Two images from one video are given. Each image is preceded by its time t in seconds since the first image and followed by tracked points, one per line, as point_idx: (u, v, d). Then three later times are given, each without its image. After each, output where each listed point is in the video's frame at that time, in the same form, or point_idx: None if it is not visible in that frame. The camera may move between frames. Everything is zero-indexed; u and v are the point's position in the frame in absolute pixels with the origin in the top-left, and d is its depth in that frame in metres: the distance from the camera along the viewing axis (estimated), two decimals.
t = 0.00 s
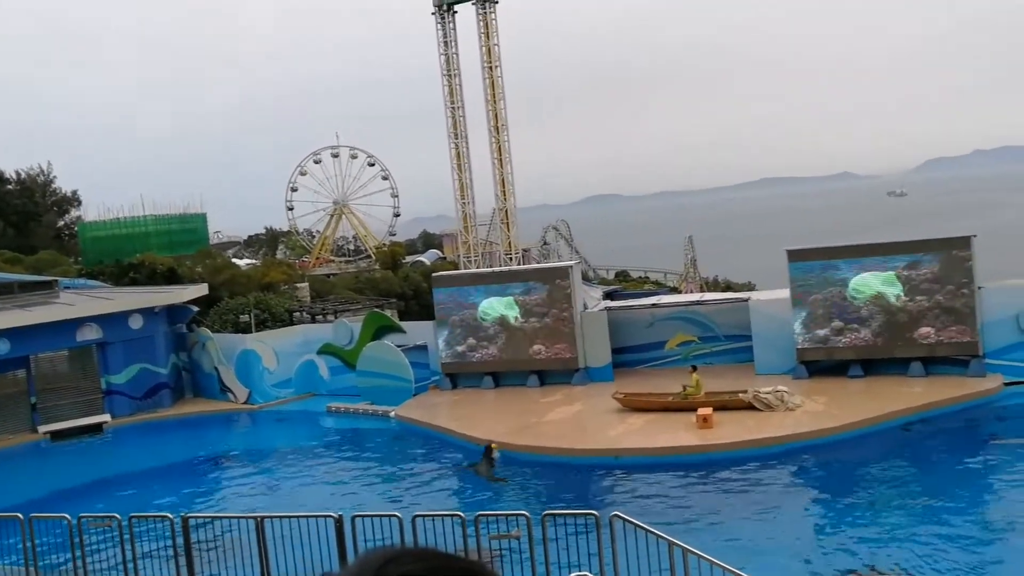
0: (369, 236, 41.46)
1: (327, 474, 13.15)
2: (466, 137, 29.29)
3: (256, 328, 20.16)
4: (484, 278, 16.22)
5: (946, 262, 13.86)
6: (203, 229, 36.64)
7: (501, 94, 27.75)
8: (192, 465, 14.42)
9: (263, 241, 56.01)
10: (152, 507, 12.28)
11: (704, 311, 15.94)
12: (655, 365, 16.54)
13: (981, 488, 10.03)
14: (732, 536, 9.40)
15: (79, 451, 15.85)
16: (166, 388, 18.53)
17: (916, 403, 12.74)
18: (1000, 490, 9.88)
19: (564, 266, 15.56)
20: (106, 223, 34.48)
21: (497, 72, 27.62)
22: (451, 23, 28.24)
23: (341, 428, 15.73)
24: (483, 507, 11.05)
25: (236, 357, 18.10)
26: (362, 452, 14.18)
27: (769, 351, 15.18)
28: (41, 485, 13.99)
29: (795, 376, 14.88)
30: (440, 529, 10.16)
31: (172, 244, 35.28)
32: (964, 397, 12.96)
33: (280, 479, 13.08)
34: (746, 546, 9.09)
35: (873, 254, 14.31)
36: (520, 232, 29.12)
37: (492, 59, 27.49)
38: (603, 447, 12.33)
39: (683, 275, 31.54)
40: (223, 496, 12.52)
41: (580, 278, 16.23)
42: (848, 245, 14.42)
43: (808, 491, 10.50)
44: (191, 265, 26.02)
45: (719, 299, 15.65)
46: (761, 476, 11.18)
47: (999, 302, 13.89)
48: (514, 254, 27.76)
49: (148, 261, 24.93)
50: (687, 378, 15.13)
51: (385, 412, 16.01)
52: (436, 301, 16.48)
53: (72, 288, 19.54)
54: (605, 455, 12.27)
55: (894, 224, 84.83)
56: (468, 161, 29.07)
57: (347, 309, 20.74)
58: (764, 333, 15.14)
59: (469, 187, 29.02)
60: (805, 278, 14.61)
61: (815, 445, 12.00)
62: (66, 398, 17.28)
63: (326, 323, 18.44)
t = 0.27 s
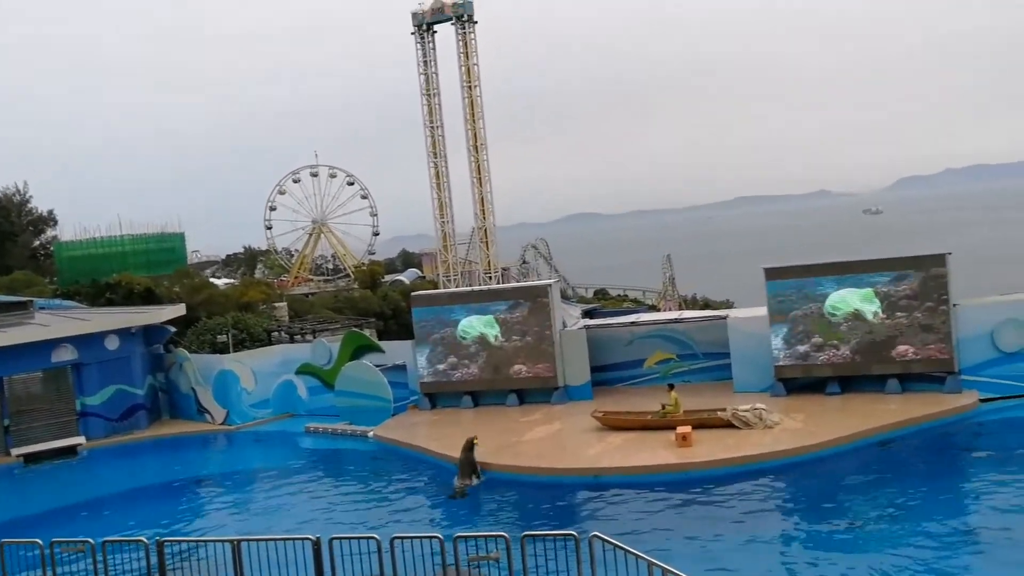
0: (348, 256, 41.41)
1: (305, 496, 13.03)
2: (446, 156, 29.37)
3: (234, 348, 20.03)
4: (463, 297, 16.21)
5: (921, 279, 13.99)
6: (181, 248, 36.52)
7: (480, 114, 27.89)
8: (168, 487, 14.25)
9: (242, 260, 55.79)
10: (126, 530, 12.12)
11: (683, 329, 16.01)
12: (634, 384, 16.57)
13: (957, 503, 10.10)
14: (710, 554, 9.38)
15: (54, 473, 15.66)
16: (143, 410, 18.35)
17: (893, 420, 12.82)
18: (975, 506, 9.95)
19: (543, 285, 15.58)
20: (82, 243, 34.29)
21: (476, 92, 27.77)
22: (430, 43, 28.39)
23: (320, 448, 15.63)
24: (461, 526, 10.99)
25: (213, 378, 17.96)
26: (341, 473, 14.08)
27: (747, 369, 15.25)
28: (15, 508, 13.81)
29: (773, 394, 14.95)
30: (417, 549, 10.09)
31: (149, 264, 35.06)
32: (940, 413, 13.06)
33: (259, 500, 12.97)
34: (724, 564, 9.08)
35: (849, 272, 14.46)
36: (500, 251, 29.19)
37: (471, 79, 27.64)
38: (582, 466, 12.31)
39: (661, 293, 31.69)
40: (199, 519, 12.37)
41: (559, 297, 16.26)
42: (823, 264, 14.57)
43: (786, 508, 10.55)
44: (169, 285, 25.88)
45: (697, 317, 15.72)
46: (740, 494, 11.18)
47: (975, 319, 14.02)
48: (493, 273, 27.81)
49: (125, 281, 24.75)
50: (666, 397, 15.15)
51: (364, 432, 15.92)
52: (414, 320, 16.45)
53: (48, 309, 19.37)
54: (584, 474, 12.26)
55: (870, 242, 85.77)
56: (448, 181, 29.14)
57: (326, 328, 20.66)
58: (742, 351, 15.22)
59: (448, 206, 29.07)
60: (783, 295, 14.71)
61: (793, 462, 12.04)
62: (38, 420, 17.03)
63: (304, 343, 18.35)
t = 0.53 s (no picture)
0: (336, 264, 41.32)
1: (293, 506, 12.94)
2: (432, 164, 29.36)
3: (221, 358, 19.93)
4: (451, 305, 16.19)
5: (908, 284, 14.06)
6: (167, 258, 36.36)
7: (467, 122, 27.90)
8: (155, 498, 14.13)
9: (229, 269, 55.55)
10: (112, 542, 11.99)
11: (671, 336, 16.01)
12: (622, 391, 16.56)
13: (944, 509, 10.12)
14: (701, 562, 9.34)
15: (40, 485, 15.52)
16: (129, 420, 18.21)
17: (880, 426, 12.85)
18: (962, 511, 9.97)
19: (531, 292, 15.57)
20: (68, 253, 34.09)
21: (463, 100, 27.81)
22: (416, 52, 28.41)
23: (308, 458, 15.54)
24: (450, 536, 10.92)
25: (200, 388, 17.85)
26: (329, 482, 14.00)
27: (735, 376, 15.26)
28: None
29: (761, 400, 14.97)
30: (407, 559, 10.02)
31: (136, 274, 34.90)
32: (928, 419, 13.10)
33: (246, 511, 12.88)
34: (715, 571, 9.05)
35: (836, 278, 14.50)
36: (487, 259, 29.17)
37: (458, 87, 27.67)
38: (571, 474, 12.27)
39: (649, 300, 31.75)
40: (186, 530, 12.26)
41: (547, 305, 16.25)
42: (810, 270, 14.63)
43: (774, 515, 10.54)
44: (155, 294, 25.75)
45: (685, 324, 15.73)
46: (730, 501, 11.16)
47: (961, 324, 14.08)
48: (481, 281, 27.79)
49: (111, 290, 24.61)
50: (655, 404, 15.15)
51: (352, 442, 15.84)
52: (402, 329, 16.43)
53: (33, 320, 19.22)
54: (573, 482, 12.21)
55: (857, 248, 86.23)
56: (435, 189, 29.13)
57: (313, 337, 20.60)
58: (730, 357, 15.23)
59: (436, 215, 29.05)
60: (771, 302, 14.74)
61: (781, 469, 12.04)
62: (23, 431, 16.87)
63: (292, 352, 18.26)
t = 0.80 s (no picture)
0: (348, 264, 41.42)
1: (307, 505, 12.98)
2: (445, 164, 29.39)
3: (234, 357, 20.02)
4: (464, 305, 16.20)
5: (922, 284, 13.99)
6: (182, 257, 36.59)
7: (479, 121, 27.91)
8: (170, 496, 14.21)
9: (242, 269, 55.78)
10: (127, 540, 12.07)
11: (684, 335, 15.98)
12: (635, 391, 16.54)
13: (959, 509, 10.06)
14: (715, 562, 9.31)
15: (57, 483, 15.65)
16: (144, 419, 18.32)
17: (895, 426, 12.79)
18: (978, 511, 9.91)
19: (544, 292, 15.57)
20: (83, 252, 34.33)
21: (475, 99, 27.82)
22: (428, 51, 28.44)
23: (321, 457, 15.59)
24: (464, 534, 10.94)
25: (214, 387, 17.94)
26: (342, 481, 14.05)
27: (748, 376, 15.22)
28: (17, 518, 13.79)
29: (775, 400, 14.92)
30: (420, 559, 10.04)
31: (150, 273, 35.11)
32: (943, 419, 13.03)
33: (261, 509, 12.94)
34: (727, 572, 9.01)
35: (851, 276, 14.43)
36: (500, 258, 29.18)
37: (470, 87, 27.69)
38: (584, 473, 12.27)
39: (663, 299, 31.65)
40: (200, 528, 12.33)
41: (559, 304, 16.24)
42: (824, 269, 14.57)
43: (788, 514, 10.51)
44: (170, 294, 25.90)
45: (699, 323, 15.70)
46: (744, 501, 11.12)
47: (977, 324, 13.99)
48: (494, 280, 27.79)
49: (126, 290, 24.77)
50: (668, 403, 15.12)
51: (366, 441, 15.88)
52: (415, 328, 16.45)
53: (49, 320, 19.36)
54: (587, 481, 12.21)
55: (870, 247, 85.80)
56: (447, 188, 29.15)
57: (327, 336, 20.65)
58: (744, 357, 15.19)
59: (448, 214, 29.08)
60: (784, 300, 14.69)
61: (795, 469, 12.00)
62: (39, 430, 16.98)
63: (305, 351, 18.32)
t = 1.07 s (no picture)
0: (346, 261, 41.40)
1: (304, 502, 13.00)
2: (443, 162, 29.37)
3: (232, 355, 20.01)
4: (462, 302, 16.19)
5: (919, 282, 14.01)
6: (179, 255, 36.60)
7: (477, 119, 27.88)
8: (167, 494, 14.22)
9: (239, 267, 55.74)
10: (125, 537, 12.09)
11: (681, 333, 15.99)
12: (633, 388, 16.56)
13: (955, 506, 10.09)
14: (711, 559, 9.34)
15: (54, 481, 15.64)
16: (141, 417, 18.32)
17: (892, 423, 12.81)
18: (973, 509, 9.94)
19: (541, 290, 15.57)
20: (80, 250, 34.32)
21: (473, 97, 27.79)
22: (426, 48, 28.41)
23: (319, 455, 15.59)
24: (461, 532, 10.95)
25: (212, 385, 17.93)
26: (340, 479, 14.05)
27: (746, 374, 15.24)
28: (14, 515, 13.78)
29: (772, 398, 14.94)
30: (417, 556, 10.05)
31: (147, 271, 35.10)
32: (940, 416, 13.05)
33: (258, 507, 12.94)
34: (723, 569, 9.03)
35: (848, 274, 14.45)
36: (498, 256, 29.17)
37: (468, 84, 27.67)
38: (582, 471, 12.29)
39: (661, 297, 31.69)
40: (198, 525, 12.34)
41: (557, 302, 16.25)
42: (821, 267, 14.58)
43: (784, 512, 10.53)
44: (167, 291, 25.89)
45: (696, 321, 15.71)
46: (740, 498, 11.15)
47: (973, 322, 14.02)
48: (492, 278, 27.79)
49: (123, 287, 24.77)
50: (665, 401, 15.14)
51: (363, 438, 15.89)
52: (413, 326, 16.44)
53: (46, 318, 19.35)
54: (584, 479, 12.23)
55: (867, 245, 85.89)
56: (445, 186, 29.13)
57: (324, 334, 20.65)
58: (741, 355, 15.21)
59: (446, 212, 29.06)
60: (782, 298, 14.69)
61: (792, 466, 12.02)
62: (37, 428, 16.92)
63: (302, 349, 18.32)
